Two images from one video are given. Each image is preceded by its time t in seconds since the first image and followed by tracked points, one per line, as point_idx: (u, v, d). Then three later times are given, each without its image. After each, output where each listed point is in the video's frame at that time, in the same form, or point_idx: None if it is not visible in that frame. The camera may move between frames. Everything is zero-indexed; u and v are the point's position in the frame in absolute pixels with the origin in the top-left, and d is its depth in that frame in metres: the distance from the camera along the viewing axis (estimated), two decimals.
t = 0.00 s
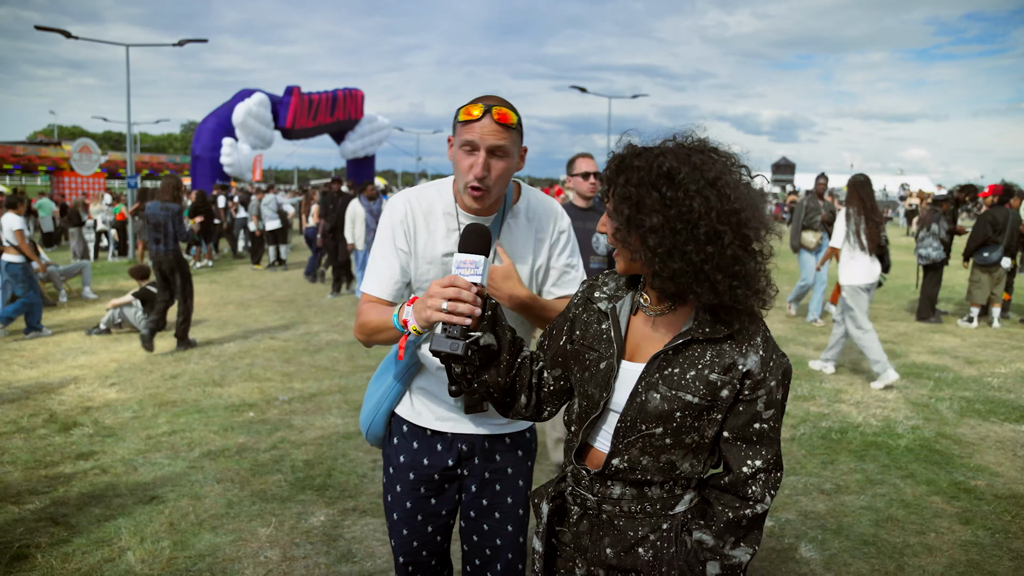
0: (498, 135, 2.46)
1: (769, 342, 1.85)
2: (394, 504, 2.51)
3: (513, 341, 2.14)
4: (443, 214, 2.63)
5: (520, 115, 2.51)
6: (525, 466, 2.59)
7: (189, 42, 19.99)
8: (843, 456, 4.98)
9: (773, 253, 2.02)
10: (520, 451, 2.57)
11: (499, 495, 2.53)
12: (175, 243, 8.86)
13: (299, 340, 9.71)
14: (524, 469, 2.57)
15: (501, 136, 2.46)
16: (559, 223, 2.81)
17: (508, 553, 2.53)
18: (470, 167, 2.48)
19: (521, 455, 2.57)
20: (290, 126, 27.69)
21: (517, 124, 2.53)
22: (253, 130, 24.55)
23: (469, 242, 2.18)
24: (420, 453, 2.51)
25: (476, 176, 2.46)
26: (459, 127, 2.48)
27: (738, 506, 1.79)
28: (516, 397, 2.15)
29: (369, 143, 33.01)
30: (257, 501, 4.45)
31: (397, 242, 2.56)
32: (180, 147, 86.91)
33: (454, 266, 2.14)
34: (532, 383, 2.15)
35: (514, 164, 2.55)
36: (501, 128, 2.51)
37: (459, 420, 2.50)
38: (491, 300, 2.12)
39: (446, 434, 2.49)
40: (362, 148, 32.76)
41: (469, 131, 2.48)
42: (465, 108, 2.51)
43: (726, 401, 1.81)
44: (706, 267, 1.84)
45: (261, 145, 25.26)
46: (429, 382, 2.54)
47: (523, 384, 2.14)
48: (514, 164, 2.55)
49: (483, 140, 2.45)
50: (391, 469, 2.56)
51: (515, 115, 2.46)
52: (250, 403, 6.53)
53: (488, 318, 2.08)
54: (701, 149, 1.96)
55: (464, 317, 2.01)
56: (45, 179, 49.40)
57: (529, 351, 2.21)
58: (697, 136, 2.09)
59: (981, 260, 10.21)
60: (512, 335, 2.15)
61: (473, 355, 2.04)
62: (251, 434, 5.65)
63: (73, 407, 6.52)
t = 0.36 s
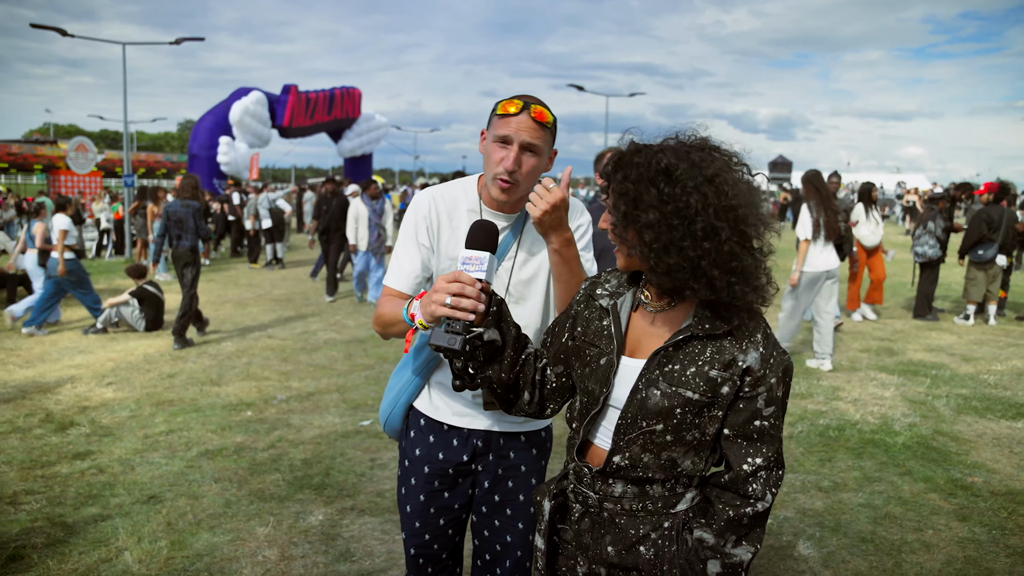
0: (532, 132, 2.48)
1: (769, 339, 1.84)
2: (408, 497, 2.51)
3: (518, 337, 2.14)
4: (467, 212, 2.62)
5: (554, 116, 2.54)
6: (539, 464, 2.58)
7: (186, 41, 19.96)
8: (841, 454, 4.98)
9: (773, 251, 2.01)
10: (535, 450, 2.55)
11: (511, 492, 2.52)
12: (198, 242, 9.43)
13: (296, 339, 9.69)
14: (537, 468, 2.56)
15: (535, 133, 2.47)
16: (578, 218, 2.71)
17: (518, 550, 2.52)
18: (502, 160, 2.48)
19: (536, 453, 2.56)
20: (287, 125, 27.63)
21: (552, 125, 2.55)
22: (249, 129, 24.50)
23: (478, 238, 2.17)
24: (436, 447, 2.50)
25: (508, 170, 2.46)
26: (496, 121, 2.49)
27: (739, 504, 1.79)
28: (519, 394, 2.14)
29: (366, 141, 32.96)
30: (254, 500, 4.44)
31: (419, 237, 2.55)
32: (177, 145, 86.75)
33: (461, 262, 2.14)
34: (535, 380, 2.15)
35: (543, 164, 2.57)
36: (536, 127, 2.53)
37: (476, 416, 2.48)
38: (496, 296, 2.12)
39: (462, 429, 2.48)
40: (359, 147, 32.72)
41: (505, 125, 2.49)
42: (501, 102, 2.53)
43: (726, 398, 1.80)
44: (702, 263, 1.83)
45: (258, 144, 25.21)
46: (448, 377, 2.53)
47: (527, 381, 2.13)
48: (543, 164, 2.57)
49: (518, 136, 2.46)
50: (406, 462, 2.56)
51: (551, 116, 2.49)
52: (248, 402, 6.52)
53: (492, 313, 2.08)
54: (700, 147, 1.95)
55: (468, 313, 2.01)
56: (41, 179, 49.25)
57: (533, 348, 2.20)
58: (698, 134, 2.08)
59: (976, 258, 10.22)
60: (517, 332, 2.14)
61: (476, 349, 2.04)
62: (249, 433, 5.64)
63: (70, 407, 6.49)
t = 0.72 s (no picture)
0: (535, 136, 2.46)
1: (759, 339, 1.84)
2: (406, 496, 2.51)
3: (513, 337, 2.14)
4: (469, 215, 2.60)
5: (558, 119, 2.50)
6: (537, 466, 2.57)
7: (179, 42, 19.91)
8: (834, 454, 5.00)
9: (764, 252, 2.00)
10: (533, 451, 2.55)
11: (509, 493, 2.51)
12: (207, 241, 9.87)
13: (290, 340, 9.66)
14: (534, 469, 2.55)
15: (538, 137, 2.45)
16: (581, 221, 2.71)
17: (514, 551, 2.52)
18: (503, 163, 2.47)
19: (534, 454, 2.55)
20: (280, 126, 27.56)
21: (555, 129, 2.53)
22: (242, 129, 24.43)
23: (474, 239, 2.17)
24: (434, 447, 2.50)
25: (509, 172, 2.44)
26: (498, 124, 2.48)
27: (731, 504, 1.79)
28: (516, 394, 2.15)
29: (359, 142, 32.92)
30: (247, 502, 4.42)
31: (420, 240, 2.55)
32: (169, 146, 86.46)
33: (456, 265, 2.13)
34: (531, 380, 2.15)
35: (546, 167, 2.54)
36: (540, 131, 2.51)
37: (474, 416, 2.48)
38: (492, 298, 2.13)
39: (461, 429, 2.48)
40: (352, 148, 32.67)
41: (509, 127, 2.47)
42: (506, 105, 2.52)
43: (717, 398, 1.80)
44: (689, 261, 1.84)
45: (251, 145, 25.13)
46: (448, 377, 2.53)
47: (523, 381, 2.14)
48: (547, 167, 2.54)
49: (520, 139, 2.44)
50: (405, 461, 2.55)
51: (555, 119, 2.45)
52: (241, 404, 6.49)
53: (488, 314, 2.08)
54: (691, 147, 1.95)
55: (463, 314, 2.00)
56: (33, 180, 49.00)
57: (529, 349, 2.20)
58: (690, 135, 2.08)
59: (967, 258, 10.27)
60: (513, 333, 2.15)
61: (470, 350, 2.03)
62: (242, 435, 5.62)
63: (62, 409, 6.46)
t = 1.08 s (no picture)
0: (524, 141, 2.47)
1: (749, 342, 1.85)
2: (399, 499, 2.50)
3: (507, 342, 2.13)
4: (458, 219, 2.60)
5: (544, 122, 2.51)
6: (529, 468, 2.57)
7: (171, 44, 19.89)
8: (826, 458, 5.01)
9: (755, 255, 2.01)
10: (525, 454, 2.55)
11: (501, 496, 2.51)
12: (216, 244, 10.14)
13: (282, 343, 9.63)
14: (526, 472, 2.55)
15: (527, 142, 2.46)
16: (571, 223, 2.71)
17: (507, 554, 2.52)
18: (495, 171, 2.46)
19: (526, 457, 2.55)
20: (273, 128, 27.51)
21: (542, 132, 2.53)
22: (235, 132, 24.37)
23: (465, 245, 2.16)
24: (426, 450, 2.49)
25: (502, 179, 2.45)
26: (486, 132, 2.47)
27: (722, 506, 1.79)
28: (510, 399, 2.15)
29: (353, 145, 32.90)
30: (239, 505, 4.40)
31: (410, 245, 2.56)
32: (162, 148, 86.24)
33: (449, 271, 2.14)
34: (525, 385, 2.14)
35: (536, 171, 2.55)
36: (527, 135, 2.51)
37: (466, 420, 2.47)
38: (484, 303, 2.12)
39: (453, 432, 2.47)
40: (346, 151, 32.64)
41: (496, 135, 2.47)
42: (491, 112, 2.52)
43: (708, 400, 1.81)
44: (678, 266, 1.84)
45: (244, 147, 25.07)
46: (439, 380, 2.52)
47: (517, 386, 2.13)
48: (536, 171, 2.55)
49: (510, 145, 2.44)
50: (397, 464, 2.55)
51: (541, 122, 2.46)
52: (234, 407, 6.47)
53: (481, 320, 2.07)
54: (681, 152, 1.96)
55: (456, 320, 2.01)
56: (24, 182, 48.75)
57: (522, 352, 2.20)
58: (681, 138, 2.09)
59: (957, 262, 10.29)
60: (506, 337, 2.14)
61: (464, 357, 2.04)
62: (234, 438, 5.60)
63: (53, 412, 6.42)
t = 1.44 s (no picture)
0: (511, 136, 2.44)
1: (754, 347, 1.85)
2: (397, 503, 2.50)
3: (510, 342, 2.13)
4: (453, 220, 2.61)
5: (533, 117, 2.49)
6: (527, 469, 2.57)
7: (173, 46, 19.93)
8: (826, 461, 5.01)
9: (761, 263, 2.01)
10: (523, 455, 2.54)
11: (500, 498, 2.51)
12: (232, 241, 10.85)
13: (284, 345, 9.63)
14: (525, 473, 2.54)
15: (515, 137, 2.43)
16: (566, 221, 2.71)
17: (506, 555, 2.51)
18: (484, 166, 2.45)
19: (524, 459, 2.54)
20: (274, 131, 27.55)
21: (530, 127, 2.51)
22: (237, 134, 24.40)
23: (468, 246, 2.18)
24: (425, 452, 2.48)
25: (491, 174, 2.43)
26: (474, 129, 2.47)
27: (724, 509, 1.79)
28: (513, 398, 2.13)
29: (354, 147, 32.95)
30: (240, 507, 4.40)
31: (407, 247, 2.56)
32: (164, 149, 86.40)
33: (453, 269, 2.14)
34: (528, 385, 2.13)
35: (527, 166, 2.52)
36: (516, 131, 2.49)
37: (464, 421, 2.47)
38: (489, 302, 2.12)
39: (451, 434, 2.47)
40: (347, 153, 32.69)
41: (485, 132, 2.46)
42: (480, 109, 2.51)
43: (712, 404, 1.81)
44: (689, 273, 1.84)
45: (245, 149, 25.09)
46: (437, 383, 2.51)
47: (520, 386, 2.12)
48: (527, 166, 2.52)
49: (496, 140, 2.42)
50: (395, 467, 2.54)
51: (529, 117, 2.44)
52: (235, 408, 6.47)
53: (485, 319, 2.07)
54: (693, 158, 1.96)
55: (460, 318, 2.00)
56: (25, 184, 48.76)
57: (526, 353, 2.19)
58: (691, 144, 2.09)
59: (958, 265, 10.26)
60: (510, 337, 2.13)
61: (468, 355, 2.03)
62: (235, 440, 5.60)
63: (54, 413, 6.43)
